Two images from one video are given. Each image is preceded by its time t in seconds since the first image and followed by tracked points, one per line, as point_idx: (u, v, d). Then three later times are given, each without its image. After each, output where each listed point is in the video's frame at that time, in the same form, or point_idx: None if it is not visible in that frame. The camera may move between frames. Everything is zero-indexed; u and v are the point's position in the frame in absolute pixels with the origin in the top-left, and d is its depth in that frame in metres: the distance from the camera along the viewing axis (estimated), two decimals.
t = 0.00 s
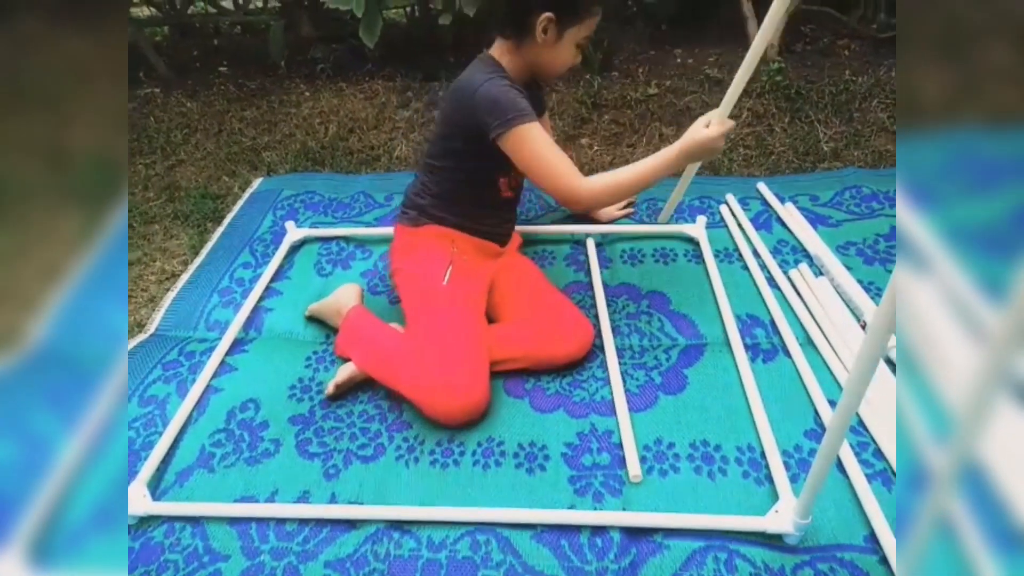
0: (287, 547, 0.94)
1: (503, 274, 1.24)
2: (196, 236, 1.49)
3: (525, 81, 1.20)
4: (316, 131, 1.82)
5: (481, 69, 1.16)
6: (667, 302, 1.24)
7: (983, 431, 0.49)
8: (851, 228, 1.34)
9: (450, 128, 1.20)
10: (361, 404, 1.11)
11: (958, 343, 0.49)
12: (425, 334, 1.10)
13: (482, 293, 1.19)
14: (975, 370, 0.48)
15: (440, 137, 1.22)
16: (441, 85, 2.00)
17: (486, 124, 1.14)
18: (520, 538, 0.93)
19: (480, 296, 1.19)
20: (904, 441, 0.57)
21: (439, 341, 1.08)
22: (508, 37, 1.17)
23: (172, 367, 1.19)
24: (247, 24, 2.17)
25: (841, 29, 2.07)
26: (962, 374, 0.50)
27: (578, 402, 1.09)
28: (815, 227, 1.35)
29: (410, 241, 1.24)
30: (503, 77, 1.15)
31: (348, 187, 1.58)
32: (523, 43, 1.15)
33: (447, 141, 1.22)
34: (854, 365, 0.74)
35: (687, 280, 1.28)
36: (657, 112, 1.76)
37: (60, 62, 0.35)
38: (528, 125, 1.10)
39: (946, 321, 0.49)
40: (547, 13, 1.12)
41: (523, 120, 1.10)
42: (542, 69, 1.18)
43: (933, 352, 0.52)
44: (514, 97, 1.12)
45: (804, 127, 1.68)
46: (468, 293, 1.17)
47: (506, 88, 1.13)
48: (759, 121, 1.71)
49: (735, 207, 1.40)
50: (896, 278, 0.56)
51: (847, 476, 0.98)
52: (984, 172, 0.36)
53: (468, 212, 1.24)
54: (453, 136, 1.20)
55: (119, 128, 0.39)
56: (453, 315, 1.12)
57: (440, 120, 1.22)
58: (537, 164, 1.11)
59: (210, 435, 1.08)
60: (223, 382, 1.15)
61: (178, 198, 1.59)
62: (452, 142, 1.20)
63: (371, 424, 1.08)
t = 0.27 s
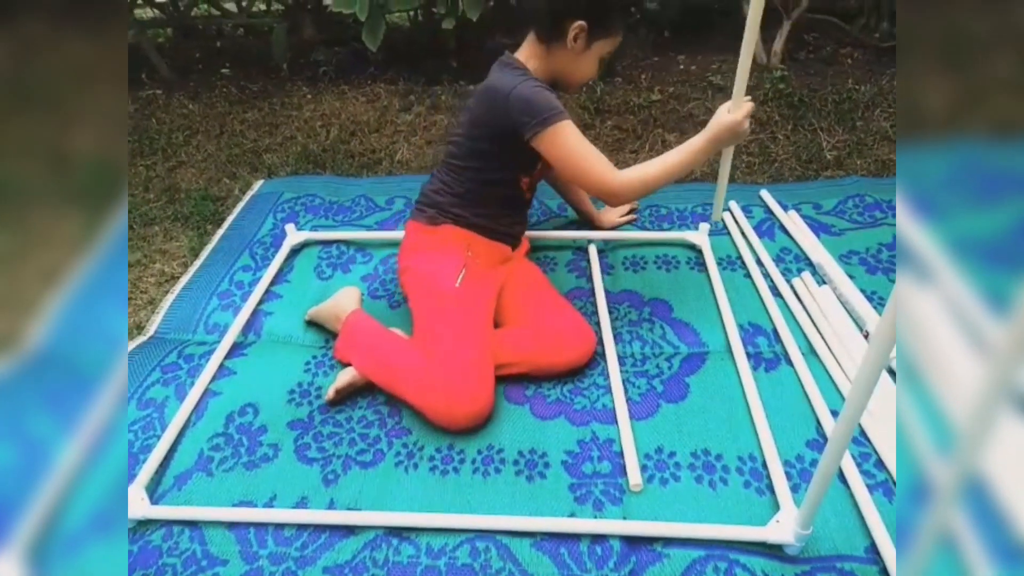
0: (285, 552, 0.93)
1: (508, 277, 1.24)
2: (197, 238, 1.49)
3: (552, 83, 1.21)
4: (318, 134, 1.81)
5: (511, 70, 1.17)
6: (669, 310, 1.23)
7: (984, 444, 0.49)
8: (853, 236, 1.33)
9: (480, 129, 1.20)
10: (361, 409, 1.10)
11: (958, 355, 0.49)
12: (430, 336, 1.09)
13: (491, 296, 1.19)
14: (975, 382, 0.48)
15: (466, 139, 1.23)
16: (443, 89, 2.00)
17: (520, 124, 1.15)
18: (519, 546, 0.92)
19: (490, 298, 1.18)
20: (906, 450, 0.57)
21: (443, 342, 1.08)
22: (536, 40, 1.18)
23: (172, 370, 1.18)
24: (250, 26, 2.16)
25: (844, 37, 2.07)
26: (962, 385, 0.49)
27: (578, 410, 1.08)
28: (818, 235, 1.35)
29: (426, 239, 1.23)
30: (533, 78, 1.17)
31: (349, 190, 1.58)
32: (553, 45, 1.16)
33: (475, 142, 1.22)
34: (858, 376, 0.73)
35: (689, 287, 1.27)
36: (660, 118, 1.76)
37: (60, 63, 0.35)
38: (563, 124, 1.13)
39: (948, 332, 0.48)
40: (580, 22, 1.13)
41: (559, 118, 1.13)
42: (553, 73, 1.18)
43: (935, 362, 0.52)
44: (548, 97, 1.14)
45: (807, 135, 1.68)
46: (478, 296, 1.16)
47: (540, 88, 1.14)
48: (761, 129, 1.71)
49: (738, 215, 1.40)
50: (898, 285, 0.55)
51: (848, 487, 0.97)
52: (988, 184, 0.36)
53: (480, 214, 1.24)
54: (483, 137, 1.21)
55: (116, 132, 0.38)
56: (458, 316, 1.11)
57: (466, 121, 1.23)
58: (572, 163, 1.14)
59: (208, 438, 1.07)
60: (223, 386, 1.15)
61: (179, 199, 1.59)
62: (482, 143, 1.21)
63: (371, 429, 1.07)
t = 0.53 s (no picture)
0: (285, 551, 0.94)
1: (509, 279, 1.24)
2: (198, 238, 1.50)
3: (560, 90, 1.22)
4: (319, 136, 1.82)
5: (521, 77, 1.18)
6: (667, 312, 1.24)
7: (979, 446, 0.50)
8: (850, 240, 1.34)
9: (489, 134, 1.21)
10: (361, 409, 1.11)
11: (954, 359, 0.50)
12: (431, 338, 1.10)
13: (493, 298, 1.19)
14: (969, 385, 0.49)
15: (475, 144, 1.23)
16: (444, 91, 2.01)
17: (530, 132, 1.16)
18: (517, 545, 0.93)
19: (492, 300, 1.19)
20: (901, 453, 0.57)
21: (446, 344, 1.09)
22: (546, 46, 1.19)
23: (173, 370, 1.19)
24: (252, 28, 2.17)
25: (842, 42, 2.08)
26: (958, 389, 0.50)
27: (577, 411, 1.09)
28: (815, 238, 1.35)
29: (432, 238, 1.24)
30: (543, 85, 1.18)
31: (350, 191, 1.59)
32: (562, 52, 1.17)
33: (484, 148, 1.23)
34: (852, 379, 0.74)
35: (687, 290, 1.28)
36: (659, 121, 1.77)
37: (60, 64, 0.35)
38: (571, 133, 1.14)
39: (943, 336, 0.49)
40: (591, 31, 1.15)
41: (569, 127, 1.14)
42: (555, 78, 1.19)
43: (927, 366, 0.53)
44: (558, 104, 1.15)
45: (805, 139, 1.69)
46: (480, 299, 1.17)
47: (551, 96, 1.15)
48: (760, 132, 1.72)
49: (736, 218, 1.41)
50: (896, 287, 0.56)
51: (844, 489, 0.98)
52: (984, 187, 0.36)
53: (480, 216, 1.25)
54: (491, 143, 1.22)
55: (117, 132, 0.39)
56: (460, 318, 1.12)
57: (475, 127, 1.24)
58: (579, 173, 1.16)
59: (209, 437, 1.08)
60: (223, 385, 1.15)
61: (180, 199, 1.60)
62: (490, 149, 1.22)
63: (370, 429, 1.08)
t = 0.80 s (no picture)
0: (284, 555, 0.94)
1: (509, 282, 1.24)
2: (198, 241, 1.49)
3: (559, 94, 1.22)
4: (319, 139, 1.82)
5: (522, 81, 1.18)
6: (667, 315, 1.24)
7: (978, 450, 0.50)
8: (850, 244, 1.34)
9: (490, 139, 1.21)
10: (361, 413, 1.11)
11: (953, 363, 0.50)
12: (430, 342, 1.10)
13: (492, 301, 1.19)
14: (969, 391, 0.49)
15: (475, 147, 1.24)
16: (443, 95, 2.01)
17: (532, 137, 1.17)
18: (517, 549, 0.93)
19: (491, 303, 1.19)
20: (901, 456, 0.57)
21: (445, 348, 1.09)
22: (547, 50, 1.19)
23: (172, 373, 1.19)
24: (252, 32, 2.17)
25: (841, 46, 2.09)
26: (957, 393, 0.50)
27: (577, 414, 1.09)
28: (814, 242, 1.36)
29: (431, 241, 1.24)
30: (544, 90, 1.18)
31: (349, 195, 1.59)
32: (563, 58, 1.18)
33: (484, 151, 1.23)
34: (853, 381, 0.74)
35: (687, 293, 1.28)
36: (658, 125, 1.77)
37: (60, 68, 0.35)
38: (572, 138, 1.15)
39: (942, 341, 0.49)
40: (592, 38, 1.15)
41: (571, 132, 1.14)
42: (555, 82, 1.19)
43: (926, 370, 0.53)
44: (560, 109, 1.15)
45: (804, 142, 1.69)
46: (479, 302, 1.17)
47: (552, 101, 1.15)
48: (759, 136, 1.72)
49: (735, 221, 1.41)
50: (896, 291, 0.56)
51: (845, 492, 0.98)
52: (980, 193, 0.36)
53: (480, 219, 1.25)
54: (492, 148, 1.22)
55: (117, 139, 0.39)
56: (460, 322, 1.12)
57: (476, 131, 1.24)
58: (575, 176, 1.16)
59: (208, 441, 1.08)
60: (222, 389, 1.15)
61: (180, 203, 1.60)
62: (492, 153, 1.22)
63: (370, 433, 1.08)
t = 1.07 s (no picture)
0: (284, 557, 0.94)
1: (509, 284, 1.25)
2: (198, 242, 1.50)
3: (561, 97, 1.22)
4: (320, 140, 1.83)
5: (524, 85, 1.18)
6: (667, 318, 1.24)
7: (979, 453, 0.50)
8: (850, 247, 1.35)
9: (492, 142, 1.22)
10: (361, 415, 1.11)
11: (955, 370, 0.50)
12: (430, 344, 1.10)
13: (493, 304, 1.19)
14: (970, 393, 0.49)
15: (478, 150, 1.24)
16: (444, 96, 2.01)
17: (535, 140, 1.17)
18: (517, 552, 0.93)
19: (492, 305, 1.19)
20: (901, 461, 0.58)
21: (446, 350, 1.09)
22: (550, 55, 1.19)
23: (173, 374, 1.19)
24: (253, 33, 2.18)
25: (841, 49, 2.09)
26: (959, 396, 0.50)
27: (577, 417, 1.09)
28: (814, 245, 1.36)
29: (432, 243, 1.24)
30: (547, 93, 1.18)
31: (350, 197, 1.59)
32: (565, 62, 1.18)
33: (487, 154, 1.23)
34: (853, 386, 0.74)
35: (687, 296, 1.28)
36: (659, 127, 1.77)
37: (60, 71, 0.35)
38: (576, 141, 1.15)
39: (943, 344, 0.49)
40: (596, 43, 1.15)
41: (575, 135, 1.15)
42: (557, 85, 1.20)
43: (928, 373, 0.53)
44: (564, 112, 1.15)
45: (805, 145, 1.69)
46: (479, 304, 1.17)
47: (555, 104, 1.15)
48: (759, 139, 1.72)
49: (735, 224, 1.41)
50: (897, 293, 0.56)
51: (845, 496, 0.98)
52: (984, 197, 0.36)
53: (481, 222, 1.25)
54: (494, 151, 1.22)
55: (120, 140, 0.39)
56: (460, 324, 1.12)
57: (478, 134, 1.24)
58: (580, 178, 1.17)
59: (209, 442, 1.08)
60: (223, 390, 1.15)
61: (181, 204, 1.60)
62: (494, 156, 1.22)
63: (370, 435, 1.08)
